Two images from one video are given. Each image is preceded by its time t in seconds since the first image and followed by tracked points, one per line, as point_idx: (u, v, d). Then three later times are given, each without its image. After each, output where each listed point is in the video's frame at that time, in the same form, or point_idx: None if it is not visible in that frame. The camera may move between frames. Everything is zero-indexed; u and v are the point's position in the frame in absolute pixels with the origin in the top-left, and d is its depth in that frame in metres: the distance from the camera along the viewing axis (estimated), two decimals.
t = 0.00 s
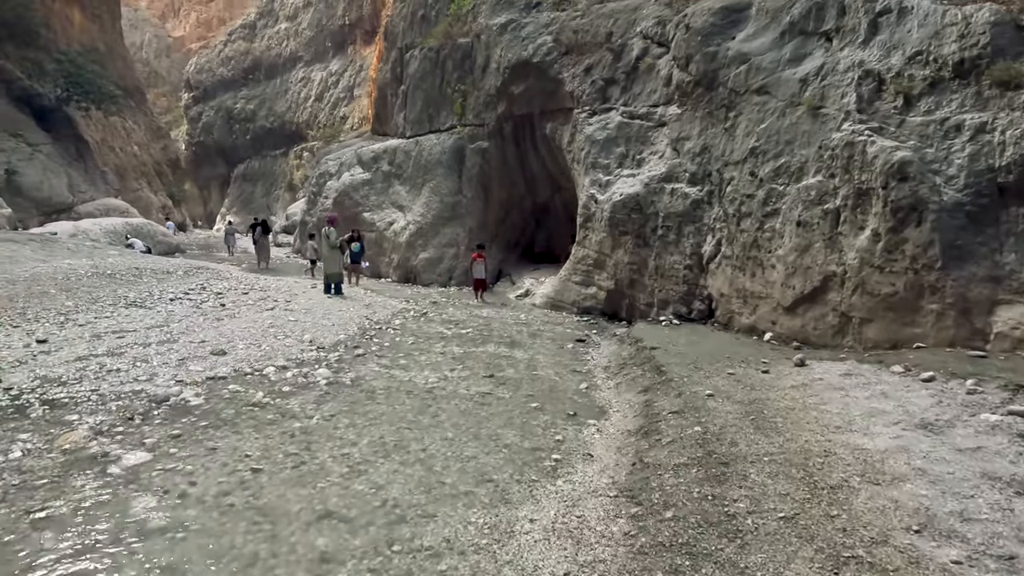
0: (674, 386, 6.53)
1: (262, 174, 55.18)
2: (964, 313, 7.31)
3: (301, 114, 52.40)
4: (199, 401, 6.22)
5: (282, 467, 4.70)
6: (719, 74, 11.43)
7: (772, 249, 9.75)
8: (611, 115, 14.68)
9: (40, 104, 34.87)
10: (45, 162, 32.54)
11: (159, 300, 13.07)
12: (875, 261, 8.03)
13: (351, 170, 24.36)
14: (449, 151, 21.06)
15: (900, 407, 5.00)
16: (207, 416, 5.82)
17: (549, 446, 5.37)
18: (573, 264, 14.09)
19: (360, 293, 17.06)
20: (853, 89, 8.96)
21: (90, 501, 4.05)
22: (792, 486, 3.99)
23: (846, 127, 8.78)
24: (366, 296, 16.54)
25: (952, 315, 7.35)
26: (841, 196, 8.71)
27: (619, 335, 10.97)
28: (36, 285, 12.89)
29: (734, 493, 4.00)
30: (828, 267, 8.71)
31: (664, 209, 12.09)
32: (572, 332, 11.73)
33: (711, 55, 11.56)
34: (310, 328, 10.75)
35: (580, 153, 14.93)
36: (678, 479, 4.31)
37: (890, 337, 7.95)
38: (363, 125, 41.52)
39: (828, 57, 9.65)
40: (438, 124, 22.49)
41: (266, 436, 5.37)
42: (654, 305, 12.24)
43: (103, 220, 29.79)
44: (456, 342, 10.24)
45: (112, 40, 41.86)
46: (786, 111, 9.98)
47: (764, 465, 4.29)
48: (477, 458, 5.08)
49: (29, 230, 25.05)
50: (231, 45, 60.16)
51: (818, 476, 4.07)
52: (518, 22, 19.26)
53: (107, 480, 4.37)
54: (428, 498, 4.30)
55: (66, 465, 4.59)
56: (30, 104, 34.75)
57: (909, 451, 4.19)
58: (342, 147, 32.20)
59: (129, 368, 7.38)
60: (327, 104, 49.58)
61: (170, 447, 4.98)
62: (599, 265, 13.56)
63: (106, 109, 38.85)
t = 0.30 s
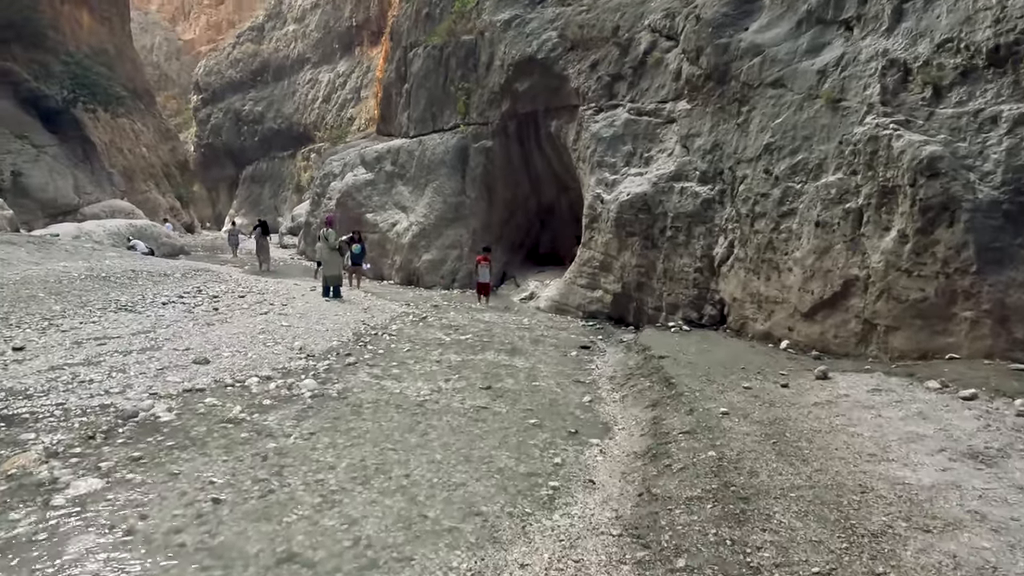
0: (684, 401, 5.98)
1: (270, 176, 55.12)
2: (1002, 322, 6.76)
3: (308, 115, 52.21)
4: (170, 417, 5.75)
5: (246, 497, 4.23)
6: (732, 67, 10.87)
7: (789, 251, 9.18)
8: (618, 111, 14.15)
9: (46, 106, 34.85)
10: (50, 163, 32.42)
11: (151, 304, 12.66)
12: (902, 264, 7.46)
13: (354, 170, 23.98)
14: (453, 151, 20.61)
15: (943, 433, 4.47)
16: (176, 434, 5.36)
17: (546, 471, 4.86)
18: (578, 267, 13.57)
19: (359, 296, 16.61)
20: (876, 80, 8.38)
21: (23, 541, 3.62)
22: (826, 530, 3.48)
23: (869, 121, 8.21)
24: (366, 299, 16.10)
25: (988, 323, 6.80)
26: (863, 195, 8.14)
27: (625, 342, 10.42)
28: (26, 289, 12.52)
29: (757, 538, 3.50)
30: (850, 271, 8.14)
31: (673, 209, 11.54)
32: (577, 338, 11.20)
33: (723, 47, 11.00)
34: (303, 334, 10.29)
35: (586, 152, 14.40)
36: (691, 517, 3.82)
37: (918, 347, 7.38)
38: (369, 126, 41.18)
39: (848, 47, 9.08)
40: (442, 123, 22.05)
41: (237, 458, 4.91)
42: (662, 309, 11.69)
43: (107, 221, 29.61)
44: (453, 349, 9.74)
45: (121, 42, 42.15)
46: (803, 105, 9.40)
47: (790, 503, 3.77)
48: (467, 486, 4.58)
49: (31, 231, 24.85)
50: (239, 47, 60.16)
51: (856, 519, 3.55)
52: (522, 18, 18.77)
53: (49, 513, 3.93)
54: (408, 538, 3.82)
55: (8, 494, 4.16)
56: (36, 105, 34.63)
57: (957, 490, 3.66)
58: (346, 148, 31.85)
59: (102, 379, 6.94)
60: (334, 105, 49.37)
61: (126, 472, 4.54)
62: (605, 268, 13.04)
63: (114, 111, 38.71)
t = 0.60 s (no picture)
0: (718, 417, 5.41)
1: (293, 180, 55.59)
2: None
3: (330, 120, 52.47)
4: (164, 431, 5.39)
5: (232, 525, 3.84)
6: (763, 57, 10.23)
7: (828, 252, 8.53)
8: (640, 107, 13.58)
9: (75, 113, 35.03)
10: (78, 168, 32.95)
11: (163, 308, 12.45)
12: (959, 266, 6.80)
13: (372, 172, 23.77)
14: (470, 152, 20.23)
15: None
16: (167, 450, 4.98)
17: (566, 497, 4.35)
18: (600, 269, 13.04)
19: (375, 300, 16.28)
20: (927, 65, 7.71)
21: None
22: None
23: (920, 110, 7.55)
24: (382, 303, 15.76)
25: None
26: (914, 190, 7.47)
27: (650, 349, 9.85)
28: (41, 293, 12.43)
29: None
30: (898, 273, 7.48)
31: (700, 209, 10.94)
32: (599, 344, 10.67)
33: (753, 36, 10.37)
34: (314, 339, 9.93)
35: (607, 150, 13.86)
36: (737, 561, 3.30)
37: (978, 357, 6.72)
38: (389, 129, 41.12)
39: (893, 31, 8.40)
40: (460, 124, 21.71)
41: (230, 478, 4.52)
42: (689, 314, 11.10)
43: (130, 226, 29.93)
44: (468, 356, 9.28)
45: (149, 51, 43.10)
46: (843, 95, 8.74)
47: (854, 550, 3.22)
48: (478, 514, 4.12)
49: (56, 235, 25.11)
50: (262, 54, 60.85)
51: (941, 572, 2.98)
52: (541, 14, 18.31)
53: (18, 543, 3.60)
54: None
55: None
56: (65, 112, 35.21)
57: None
58: (365, 151, 31.73)
59: (100, 388, 6.62)
60: (355, 110, 49.53)
61: (105, 494, 4.16)
62: (627, 270, 12.48)
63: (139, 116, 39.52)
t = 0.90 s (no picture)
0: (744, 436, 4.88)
1: (300, 181, 55.43)
2: None
3: (337, 121, 52.25)
4: (136, 448, 4.93)
5: (197, 566, 3.39)
6: (784, 47, 9.68)
7: (857, 253, 7.99)
8: (652, 103, 13.04)
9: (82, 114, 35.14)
10: (85, 169, 32.81)
11: (159, 312, 12.04)
12: (1007, 268, 6.31)
13: (377, 172, 23.35)
14: (476, 151, 19.76)
15: None
16: (136, 471, 4.52)
17: (578, 532, 3.87)
18: (610, 271, 12.51)
19: (378, 302, 15.82)
20: (967, 51, 7.18)
21: None
22: None
23: (961, 98, 7.08)
24: (385, 306, 15.30)
25: None
26: (954, 186, 6.96)
27: (664, 355, 9.32)
28: (33, 296, 12.03)
29: None
30: (937, 276, 6.94)
31: (717, 207, 10.39)
32: (610, 350, 10.13)
33: (774, 25, 9.83)
34: (310, 345, 9.46)
35: (617, 147, 13.33)
36: None
37: None
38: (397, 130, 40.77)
39: (927, 15, 7.85)
40: (466, 122, 21.25)
41: (200, 505, 4.06)
42: (704, 318, 10.55)
43: (135, 227, 29.70)
44: (471, 364, 8.78)
45: (158, 53, 42.77)
46: (873, 85, 8.19)
47: None
48: (479, 554, 3.64)
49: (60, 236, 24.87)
50: (270, 55, 60.78)
51: None
52: (549, 9, 17.81)
53: None
54: None
55: None
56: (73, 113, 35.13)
57: None
58: (371, 151, 31.36)
59: (78, 399, 6.18)
60: (363, 111, 49.27)
61: (57, 527, 3.70)
62: (639, 272, 11.93)
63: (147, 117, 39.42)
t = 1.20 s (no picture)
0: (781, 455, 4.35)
1: (309, 183, 55.33)
2: None
3: (346, 123, 52.02)
4: (104, 465, 4.48)
5: None
6: (809, 33, 9.12)
7: (892, 251, 7.42)
8: (667, 96, 12.48)
9: (91, 118, 34.91)
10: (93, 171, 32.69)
11: (155, 314, 11.63)
12: None
13: (383, 172, 22.94)
14: (484, 149, 19.28)
15: None
16: (99, 493, 4.06)
17: (596, 570, 3.39)
18: (622, 272, 11.96)
19: (382, 304, 15.36)
20: (1016, 31, 6.63)
21: None
22: None
23: (1010, 81, 6.53)
24: (390, 308, 14.83)
25: None
26: (1004, 176, 6.40)
27: (682, 361, 8.77)
28: (27, 297, 11.66)
29: None
30: (984, 275, 6.37)
31: (737, 204, 9.83)
32: (623, 354, 9.59)
33: (798, 10, 9.27)
34: (308, 349, 8.98)
35: (630, 142, 12.78)
36: None
37: None
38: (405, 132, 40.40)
39: None
40: (473, 120, 20.78)
41: (164, 536, 3.58)
42: (723, 321, 9.98)
43: (142, 228, 29.51)
44: (477, 369, 8.26)
45: (169, 57, 42.45)
46: (909, 70, 7.63)
47: None
48: None
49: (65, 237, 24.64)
50: (280, 58, 60.74)
51: None
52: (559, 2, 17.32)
53: None
54: None
55: None
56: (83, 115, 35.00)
57: None
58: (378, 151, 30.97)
59: (51, 408, 5.73)
60: (371, 113, 49.01)
61: None
62: (653, 273, 11.38)
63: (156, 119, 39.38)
